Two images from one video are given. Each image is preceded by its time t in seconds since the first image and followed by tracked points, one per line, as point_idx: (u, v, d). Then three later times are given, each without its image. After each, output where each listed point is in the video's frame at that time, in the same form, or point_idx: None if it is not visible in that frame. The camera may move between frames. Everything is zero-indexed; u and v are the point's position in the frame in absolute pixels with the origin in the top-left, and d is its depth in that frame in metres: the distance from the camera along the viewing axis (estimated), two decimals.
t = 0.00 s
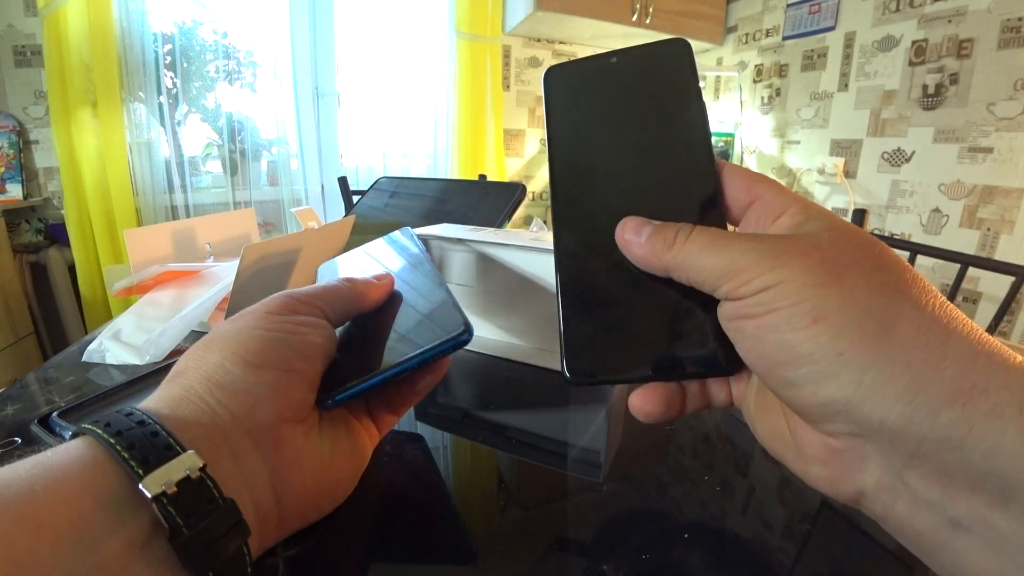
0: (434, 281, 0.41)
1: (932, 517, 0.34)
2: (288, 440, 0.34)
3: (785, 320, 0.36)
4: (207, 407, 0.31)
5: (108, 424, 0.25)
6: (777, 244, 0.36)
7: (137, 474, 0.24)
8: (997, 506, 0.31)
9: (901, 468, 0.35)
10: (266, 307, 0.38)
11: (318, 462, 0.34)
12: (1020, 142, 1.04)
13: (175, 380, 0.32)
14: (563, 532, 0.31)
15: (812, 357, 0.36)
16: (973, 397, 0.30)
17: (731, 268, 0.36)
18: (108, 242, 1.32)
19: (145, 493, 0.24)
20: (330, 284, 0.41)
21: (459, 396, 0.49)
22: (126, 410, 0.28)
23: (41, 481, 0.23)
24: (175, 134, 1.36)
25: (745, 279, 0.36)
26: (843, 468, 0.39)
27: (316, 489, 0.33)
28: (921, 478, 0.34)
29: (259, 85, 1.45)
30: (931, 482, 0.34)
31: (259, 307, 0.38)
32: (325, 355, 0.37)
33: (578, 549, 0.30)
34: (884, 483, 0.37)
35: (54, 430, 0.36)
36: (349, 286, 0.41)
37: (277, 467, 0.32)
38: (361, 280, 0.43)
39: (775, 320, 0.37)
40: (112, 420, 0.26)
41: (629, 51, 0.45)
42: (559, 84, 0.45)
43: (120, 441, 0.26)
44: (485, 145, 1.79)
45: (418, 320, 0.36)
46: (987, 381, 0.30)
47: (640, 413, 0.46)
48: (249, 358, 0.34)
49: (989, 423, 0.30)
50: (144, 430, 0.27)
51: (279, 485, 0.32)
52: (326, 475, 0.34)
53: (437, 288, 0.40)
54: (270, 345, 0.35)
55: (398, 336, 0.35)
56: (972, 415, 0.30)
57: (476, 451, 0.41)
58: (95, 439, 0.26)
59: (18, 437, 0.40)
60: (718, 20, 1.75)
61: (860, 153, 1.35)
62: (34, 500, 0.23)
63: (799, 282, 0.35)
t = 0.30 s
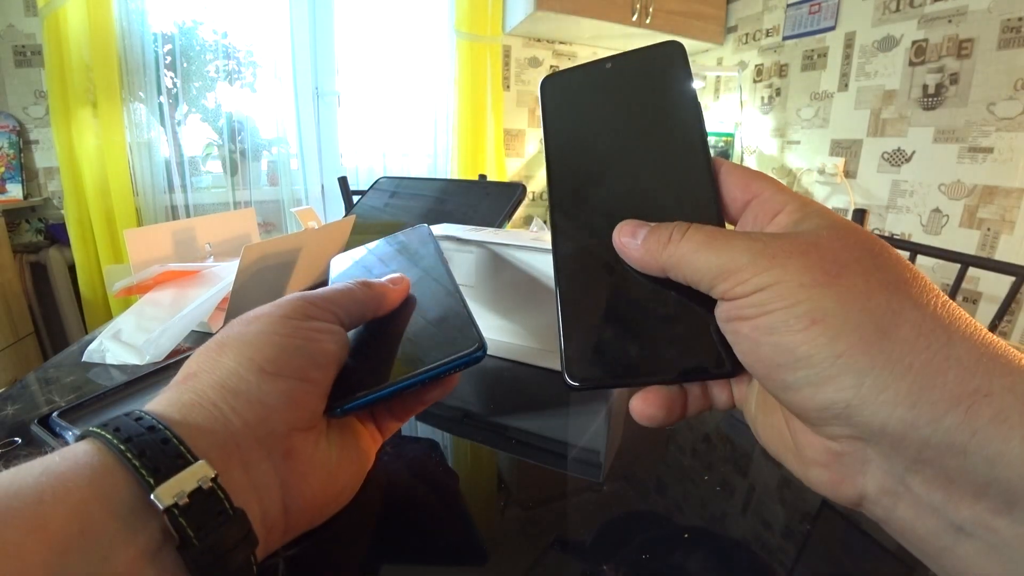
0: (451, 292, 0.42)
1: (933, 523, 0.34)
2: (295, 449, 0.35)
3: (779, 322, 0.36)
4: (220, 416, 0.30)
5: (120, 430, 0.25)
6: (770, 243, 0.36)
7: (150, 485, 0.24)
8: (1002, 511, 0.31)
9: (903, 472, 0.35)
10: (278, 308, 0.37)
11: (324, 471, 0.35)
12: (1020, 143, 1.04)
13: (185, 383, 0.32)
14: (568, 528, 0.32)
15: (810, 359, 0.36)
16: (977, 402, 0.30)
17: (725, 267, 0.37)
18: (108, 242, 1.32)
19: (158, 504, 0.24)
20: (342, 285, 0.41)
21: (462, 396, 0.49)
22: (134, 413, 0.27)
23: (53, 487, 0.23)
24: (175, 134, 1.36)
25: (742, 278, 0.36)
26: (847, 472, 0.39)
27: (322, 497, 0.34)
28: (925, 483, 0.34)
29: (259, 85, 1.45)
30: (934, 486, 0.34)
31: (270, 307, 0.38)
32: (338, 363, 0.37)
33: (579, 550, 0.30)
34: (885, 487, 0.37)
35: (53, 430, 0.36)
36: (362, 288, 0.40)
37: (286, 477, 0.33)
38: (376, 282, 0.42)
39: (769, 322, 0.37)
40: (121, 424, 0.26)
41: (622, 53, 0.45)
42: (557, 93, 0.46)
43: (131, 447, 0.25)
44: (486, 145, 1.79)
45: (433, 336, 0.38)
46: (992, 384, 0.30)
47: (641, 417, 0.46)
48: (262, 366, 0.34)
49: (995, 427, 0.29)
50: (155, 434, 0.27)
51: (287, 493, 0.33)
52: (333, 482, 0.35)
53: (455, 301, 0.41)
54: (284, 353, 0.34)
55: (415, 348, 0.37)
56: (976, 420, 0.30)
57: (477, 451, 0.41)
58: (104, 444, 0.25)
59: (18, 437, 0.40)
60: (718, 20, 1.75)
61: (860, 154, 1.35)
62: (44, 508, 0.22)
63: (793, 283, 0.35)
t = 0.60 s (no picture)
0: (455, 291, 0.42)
1: (933, 526, 0.34)
2: (297, 450, 0.35)
3: (778, 324, 0.36)
4: (223, 419, 0.30)
5: (122, 432, 0.25)
6: (772, 239, 0.36)
7: (152, 487, 0.25)
8: (1002, 517, 0.31)
9: (903, 476, 0.35)
10: (283, 308, 0.37)
11: (325, 473, 0.35)
12: (1020, 142, 1.04)
13: (189, 384, 0.32)
14: (567, 528, 0.32)
15: (809, 362, 0.36)
16: (979, 409, 0.30)
17: (725, 265, 0.37)
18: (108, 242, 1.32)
19: (160, 506, 0.24)
20: (348, 285, 0.40)
21: (463, 397, 0.49)
22: (136, 414, 0.27)
23: (55, 488, 0.23)
24: (175, 134, 1.36)
25: (741, 278, 0.36)
26: (847, 474, 0.39)
27: (323, 499, 0.34)
28: (926, 487, 0.34)
29: (259, 85, 1.45)
30: (934, 490, 0.34)
31: (275, 307, 0.38)
32: (342, 365, 0.37)
33: (579, 550, 0.30)
34: (885, 490, 0.37)
35: (54, 430, 0.36)
36: (368, 288, 0.40)
37: (287, 480, 0.33)
38: (381, 283, 0.42)
39: (768, 324, 0.37)
40: (123, 426, 0.26)
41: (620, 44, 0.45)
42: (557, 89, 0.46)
43: (133, 448, 0.25)
44: (486, 144, 1.79)
45: (437, 336, 0.38)
46: (993, 391, 0.30)
47: (642, 414, 0.46)
48: (266, 368, 0.34)
49: (996, 436, 0.30)
50: (156, 435, 0.27)
51: (289, 496, 0.33)
52: (335, 484, 0.35)
53: (458, 301, 0.41)
54: (288, 355, 0.34)
55: (418, 350, 0.37)
56: (978, 428, 0.30)
57: (478, 451, 0.41)
58: (105, 445, 0.25)
59: (18, 437, 0.40)
60: (718, 20, 1.75)
61: (860, 153, 1.35)
62: (46, 510, 0.22)
63: (793, 284, 0.35)
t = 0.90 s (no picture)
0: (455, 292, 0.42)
1: (934, 528, 0.34)
2: (298, 451, 0.35)
3: (777, 327, 0.36)
4: (223, 419, 0.31)
5: (122, 433, 0.25)
6: (772, 240, 0.35)
7: (153, 487, 0.25)
8: (1003, 520, 0.31)
9: (903, 478, 0.35)
10: (284, 309, 0.37)
11: (326, 474, 0.35)
12: (1020, 142, 1.04)
13: (190, 385, 0.32)
14: (567, 528, 0.32)
15: (809, 365, 0.36)
16: (979, 412, 0.30)
17: (724, 267, 0.37)
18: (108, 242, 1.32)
19: (161, 506, 0.24)
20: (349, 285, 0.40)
21: (464, 397, 0.49)
22: (136, 414, 0.27)
23: (55, 488, 0.23)
24: (175, 134, 1.36)
25: (741, 280, 0.36)
26: (847, 476, 0.39)
27: (323, 500, 0.34)
28: (926, 490, 0.34)
29: (259, 85, 1.45)
30: (935, 493, 0.34)
31: (276, 307, 0.38)
32: (343, 366, 0.37)
33: (578, 549, 0.30)
34: (885, 492, 0.37)
35: (54, 430, 0.36)
36: (369, 289, 0.40)
37: (287, 481, 0.33)
38: (383, 283, 0.42)
39: (768, 326, 0.37)
40: (123, 426, 0.26)
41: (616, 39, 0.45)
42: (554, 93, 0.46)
43: (133, 449, 0.25)
44: (486, 144, 1.79)
45: (437, 337, 0.38)
46: (994, 394, 0.30)
47: (641, 414, 0.47)
48: (267, 368, 0.34)
49: (997, 438, 0.30)
50: (157, 435, 0.27)
51: (289, 497, 0.33)
52: (335, 485, 0.35)
53: (458, 302, 0.41)
54: (289, 356, 0.34)
55: (419, 351, 0.37)
56: (978, 431, 0.30)
57: (478, 452, 0.41)
58: (105, 446, 0.25)
59: (18, 437, 0.40)
60: (718, 20, 1.75)
61: (860, 153, 1.35)
62: (47, 510, 0.22)
63: (792, 285, 0.35)
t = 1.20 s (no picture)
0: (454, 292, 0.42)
1: (933, 530, 0.34)
2: (298, 451, 0.35)
3: (776, 329, 0.36)
4: (223, 419, 0.31)
5: (122, 433, 0.25)
6: (770, 242, 0.35)
7: (152, 488, 0.24)
8: (1002, 522, 0.31)
9: (903, 480, 0.35)
10: (285, 309, 0.37)
11: (326, 474, 0.35)
12: (1020, 143, 1.04)
13: (191, 385, 0.32)
14: (567, 528, 0.32)
15: (808, 366, 0.36)
16: (978, 415, 0.30)
17: (723, 269, 0.37)
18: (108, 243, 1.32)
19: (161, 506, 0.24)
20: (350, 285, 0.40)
21: (464, 397, 0.49)
22: (136, 414, 0.27)
23: (56, 489, 0.23)
24: (175, 134, 1.36)
25: (740, 282, 0.36)
26: (847, 478, 0.38)
27: (323, 501, 0.34)
28: (926, 492, 0.34)
29: (259, 85, 1.45)
30: (934, 495, 0.34)
31: (277, 307, 0.38)
32: (344, 367, 0.37)
33: (578, 550, 0.30)
34: (884, 494, 0.37)
35: (54, 430, 0.36)
36: (369, 289, 0.40)
37: (287, 481, 0.33)
38: (384, 283, 0.42)
39: (766, 328, 0.37)
40: (123, 426, 0.26)
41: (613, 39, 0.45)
42: (552, 95, 0.46)
43: (133, 449, 0.25)
44: (486, 144, 1.79)
45: (436, 337, 0.38)
46: (993, 397, 0.30)
47: (640, 415, 0.47)
48: (267, 368, 0.34)
49: (996, 441, 0.30)
50: (157, 436, 0.27)
51: (289, 497, 0.33)
52: (335, 485, 0.35)
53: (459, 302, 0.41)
54: (290, 356, 0.34)
55: (418, 351, 0.37)
56: (977, 434, 0.30)
57: (478, 452, 0.41)
58: (106, 446, 0.25)
59: (18, 438, 0.40)
60: (718, 20, 1.75)
61: (860, 153, 1.35)
62: (47, 510, 0.22)
63: (791, 287, 0.35)
